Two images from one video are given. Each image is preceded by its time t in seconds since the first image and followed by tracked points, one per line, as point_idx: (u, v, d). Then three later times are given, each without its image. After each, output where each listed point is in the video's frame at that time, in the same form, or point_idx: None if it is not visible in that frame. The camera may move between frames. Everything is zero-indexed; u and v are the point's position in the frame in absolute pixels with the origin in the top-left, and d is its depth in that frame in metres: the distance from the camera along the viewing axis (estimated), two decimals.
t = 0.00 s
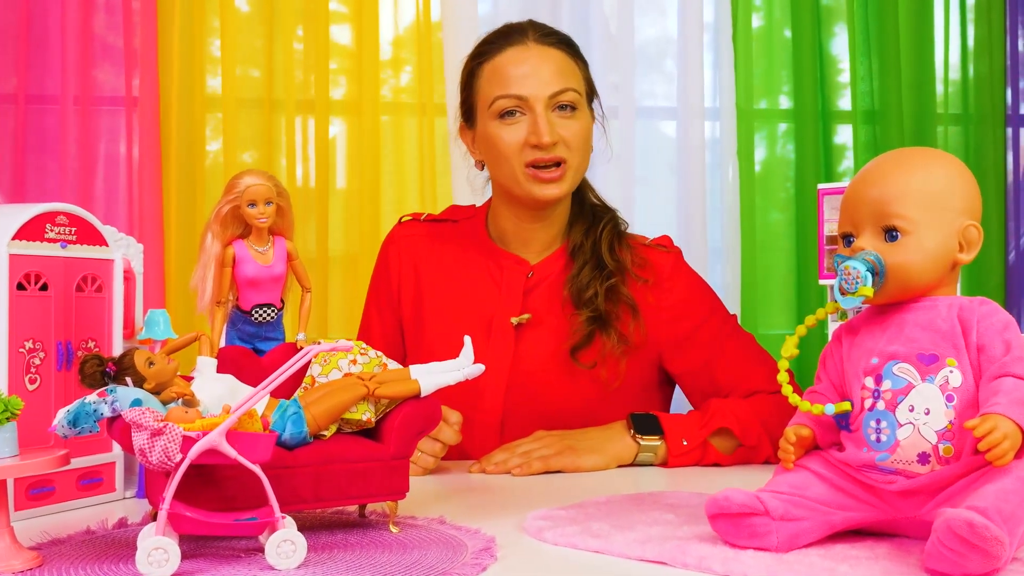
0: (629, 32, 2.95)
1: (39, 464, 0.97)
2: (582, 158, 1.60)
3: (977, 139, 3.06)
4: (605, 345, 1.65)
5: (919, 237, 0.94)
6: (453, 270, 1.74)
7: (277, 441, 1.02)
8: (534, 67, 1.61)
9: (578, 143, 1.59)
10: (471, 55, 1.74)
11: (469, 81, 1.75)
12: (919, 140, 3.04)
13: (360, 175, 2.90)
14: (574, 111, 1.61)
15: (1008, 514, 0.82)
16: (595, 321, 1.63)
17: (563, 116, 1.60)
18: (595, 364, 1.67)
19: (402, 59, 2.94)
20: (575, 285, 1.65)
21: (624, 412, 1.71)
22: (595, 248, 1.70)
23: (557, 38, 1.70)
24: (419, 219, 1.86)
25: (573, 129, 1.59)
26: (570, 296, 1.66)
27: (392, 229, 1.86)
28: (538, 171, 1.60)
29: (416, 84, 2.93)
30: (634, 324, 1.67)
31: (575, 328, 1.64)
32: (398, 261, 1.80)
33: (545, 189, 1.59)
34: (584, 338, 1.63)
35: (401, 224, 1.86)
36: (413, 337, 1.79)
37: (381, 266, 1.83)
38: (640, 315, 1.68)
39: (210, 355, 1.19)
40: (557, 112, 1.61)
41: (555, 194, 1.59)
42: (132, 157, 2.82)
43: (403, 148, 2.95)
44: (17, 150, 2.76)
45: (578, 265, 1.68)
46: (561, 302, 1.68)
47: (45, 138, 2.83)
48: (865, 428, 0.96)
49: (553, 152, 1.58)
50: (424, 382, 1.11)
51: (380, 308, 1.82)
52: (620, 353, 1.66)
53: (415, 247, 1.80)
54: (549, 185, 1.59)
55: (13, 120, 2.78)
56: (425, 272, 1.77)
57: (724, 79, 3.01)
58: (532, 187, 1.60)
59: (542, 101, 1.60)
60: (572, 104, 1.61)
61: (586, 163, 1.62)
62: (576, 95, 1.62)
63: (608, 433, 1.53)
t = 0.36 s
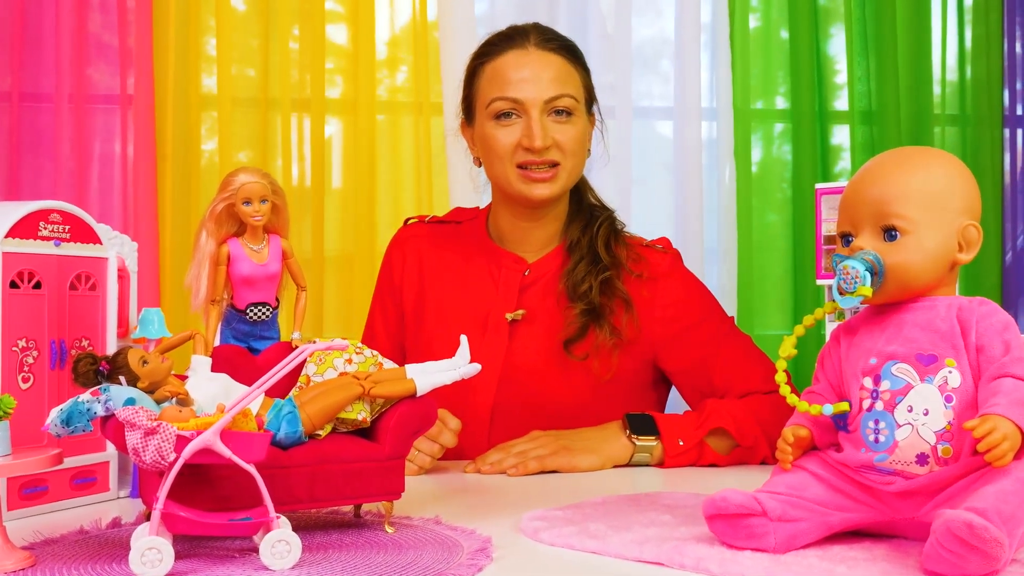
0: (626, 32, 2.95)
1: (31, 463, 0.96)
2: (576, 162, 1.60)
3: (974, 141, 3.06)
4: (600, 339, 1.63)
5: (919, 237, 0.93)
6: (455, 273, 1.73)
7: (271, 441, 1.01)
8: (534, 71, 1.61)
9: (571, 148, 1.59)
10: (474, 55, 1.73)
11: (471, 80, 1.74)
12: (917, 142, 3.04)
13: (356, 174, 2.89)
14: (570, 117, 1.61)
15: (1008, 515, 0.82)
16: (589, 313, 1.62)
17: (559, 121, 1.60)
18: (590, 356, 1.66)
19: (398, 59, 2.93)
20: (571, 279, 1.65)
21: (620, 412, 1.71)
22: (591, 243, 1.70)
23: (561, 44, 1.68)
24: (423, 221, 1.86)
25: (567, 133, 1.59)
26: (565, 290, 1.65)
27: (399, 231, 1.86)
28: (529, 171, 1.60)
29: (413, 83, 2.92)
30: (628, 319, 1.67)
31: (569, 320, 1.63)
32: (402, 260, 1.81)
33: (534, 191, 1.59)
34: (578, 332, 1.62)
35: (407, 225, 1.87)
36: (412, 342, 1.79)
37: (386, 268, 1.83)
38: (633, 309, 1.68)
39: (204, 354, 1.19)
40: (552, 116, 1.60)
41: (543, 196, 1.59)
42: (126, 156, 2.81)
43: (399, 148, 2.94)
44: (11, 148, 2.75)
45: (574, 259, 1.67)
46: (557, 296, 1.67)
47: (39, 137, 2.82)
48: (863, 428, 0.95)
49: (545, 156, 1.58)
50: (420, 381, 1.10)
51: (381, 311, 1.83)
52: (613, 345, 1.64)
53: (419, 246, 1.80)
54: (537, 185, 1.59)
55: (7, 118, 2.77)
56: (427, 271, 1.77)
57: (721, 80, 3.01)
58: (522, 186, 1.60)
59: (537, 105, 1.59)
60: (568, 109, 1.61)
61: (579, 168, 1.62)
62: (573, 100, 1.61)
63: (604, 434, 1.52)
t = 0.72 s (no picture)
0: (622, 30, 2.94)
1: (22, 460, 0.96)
2: (567, 154, 1.59)
3: (971, 139, 3.06)
4: (593, 328, 1.64)
5: (915, 233, 0.93)
6: (448, 269, 1.73)
7: (264, 437, 1.01)
8: (526, 64, 1.60)
9: (563, 140, 1.58)
10: (468, 48, 1.73)
11: (464, 73, 1.73)
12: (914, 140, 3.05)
13: (351, 171, 2.88)
14: (562, 109, 1.60)
15: (1004, 513, 0.81)
16: (583, 302, 1.62)
17: (551, 113, 1.59)
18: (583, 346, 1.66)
19: (394, 57, 2.93)
20: (565, 268, 1.64)
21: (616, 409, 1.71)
22: (586, 233, 1.69)
23: (554, 38, 1.68)
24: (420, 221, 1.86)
25: (559, 125, 1.58)
26: (559, 278, 1.65)
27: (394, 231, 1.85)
28: (519, 162, 1.59)
29: (409, 80, 2.92)
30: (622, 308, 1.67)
31: (563, 309, 1.63)
32: (397, 258, 1.80)
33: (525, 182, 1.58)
34: (572, 321, 1.63)
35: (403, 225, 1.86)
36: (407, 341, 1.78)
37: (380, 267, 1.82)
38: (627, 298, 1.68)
39: (197, 350, 1.18)
40: (544, 108, 1.59)
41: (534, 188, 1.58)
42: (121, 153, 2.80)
43: (395, 145, 2.93)
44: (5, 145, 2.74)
45: (569, 248, 1.67)
46: (551, 286, 1.67)
47: (33, 133, 2.81)
48: (859, 426, 0.95)
49: (536, 147, 1.57)
50: (414, 377, 1.09)
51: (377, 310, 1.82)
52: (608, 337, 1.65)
53: (415, 244, 1.80)
54: (527, 177, 1.59)
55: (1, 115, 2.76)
56: (424, 269, 1.76)
57: (718, 78, 3.00)
58: (512, 178, 1.59)
59: (529, 97, 1.58)
60: (560, 102, 1.60)
61: (570, 161, 1.60)
62: (565, 92, 1.60)
63: (597, 432, 1.52)
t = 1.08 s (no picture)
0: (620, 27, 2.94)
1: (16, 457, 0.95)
2: (557, 131, 1.60)
3: (969, 136, 3.06)
4: (587, 329, 1.62)
5: (913, 232, 0.92)
6: (445, 265, 1.73)
7: (257, 434, 1.00)
8: (516, 46, 1.63)
9: (553, 116, 1.60)
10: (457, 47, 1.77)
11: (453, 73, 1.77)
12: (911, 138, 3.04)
13: (348, 168, 2.87)
14: (551, 88, 1.63)
15: (1002, 511, 0.81)
16: (577, 301, 1.61)
17: (540, 92, 1.62)
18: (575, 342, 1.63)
19: (391, 53, 2.92)
20: (559, 267, 1.64)
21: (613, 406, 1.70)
22: (581, 232, 1.69)
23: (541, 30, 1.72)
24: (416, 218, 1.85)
25: (549, 101, 1.60)
26: (553, 277, 1.64)
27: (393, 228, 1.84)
28: (510, 136, 1.59)
29: (406, 77, 2.91)
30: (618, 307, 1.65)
31: (557, 308, 1.62)
32: (393, 256, 1.79)
33: (517, 154, 1.58)
34: (565, 320, 1.61)
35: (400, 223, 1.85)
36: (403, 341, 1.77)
37: (378, 264, 1.82)
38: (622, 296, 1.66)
39: (191, 346, 1.17)
40: (533, 87, 1.62)
41: (526, 159, 1.58)
42: (117, 149, 2.79)
43: (391, 142, 2.93)
44: None
45: (563, 248, 1.66)
46: (544, 285, 1.66)
47: (29, 129, 2.80)
48: (856, 423, 0.94)
49: (527, 120, 1.59)
50: (409, 373, 1.08)
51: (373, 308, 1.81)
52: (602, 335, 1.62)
53: (412, 242, 1.79)
54: (519, 150, 1.58)
55: None
56: (422, 267, 1.75)
57: (716, 75, 3.00)
58: (504, 152, 1.59)
59: (519, 75, 1.61)
60: (549, 81, 1.63)
61: (562, 137, 1.61)
62: (554, 72, 1.63)
63: (592, 428, 1.51)
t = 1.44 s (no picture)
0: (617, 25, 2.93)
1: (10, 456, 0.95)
2: (545, 129, 1.59)
3: (966, 135, 3.06)
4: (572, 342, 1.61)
5: (909, 229, 0.92)
6: (431, 265, 1.73)
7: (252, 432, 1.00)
8: (510, 41, 1.63)
9: (541, 114, 1.59)
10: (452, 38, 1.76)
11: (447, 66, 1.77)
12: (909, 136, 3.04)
13: (345, 166, 2.87)
14: (542, 86, 1.62)
15: (999, 511, 0.81)
16: (561, 316, 1.60)
17: (531, 89, 1.61)
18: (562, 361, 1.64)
19: (388, 51, 2.91)
20: (543, 278, 1.63)
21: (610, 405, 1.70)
22: (566, 239, 1.67)
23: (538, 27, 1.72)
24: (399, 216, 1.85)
25: (539, 99, 1.59)
26: (537, 288, 1.63)
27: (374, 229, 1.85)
28: (495, 131, 1.58)
29: (403, 75, 2.90)
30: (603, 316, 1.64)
31: (541, 322, 1.62)
32: (377, 260, 1.80)
33: (500, 150, 1.57)
34: (550, 335, 1.61)
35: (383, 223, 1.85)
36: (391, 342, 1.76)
37: (362, 266, 1.82)
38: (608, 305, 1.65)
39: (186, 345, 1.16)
40: (525, 84, 1.61)
41: (509, 157, 1.57)
42: (113, 147, 2.79)
43: (388, 140, 2.92)
44: None
45: (548, 256, 1.65)
46: (529, 294, 1.65)
47: (25, 127, 2.79)
48: (853, 422, 0.94)
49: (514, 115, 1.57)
50: (404, 372, 1.08)
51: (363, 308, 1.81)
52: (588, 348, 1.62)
53: (397, 242, 1.79)
54: (503, 147, 1.57)
55: None
56: (407, 265, 1.75)
57: (713, 73, 3.00)
58: (488, 146, 1.58)
59: (510, 70, 1.61)
60: (541, 79, 1.62)
61: (548, 137, 1.60)
62: (547, 71, 1.63)
63: (589, 427, 1.51)
